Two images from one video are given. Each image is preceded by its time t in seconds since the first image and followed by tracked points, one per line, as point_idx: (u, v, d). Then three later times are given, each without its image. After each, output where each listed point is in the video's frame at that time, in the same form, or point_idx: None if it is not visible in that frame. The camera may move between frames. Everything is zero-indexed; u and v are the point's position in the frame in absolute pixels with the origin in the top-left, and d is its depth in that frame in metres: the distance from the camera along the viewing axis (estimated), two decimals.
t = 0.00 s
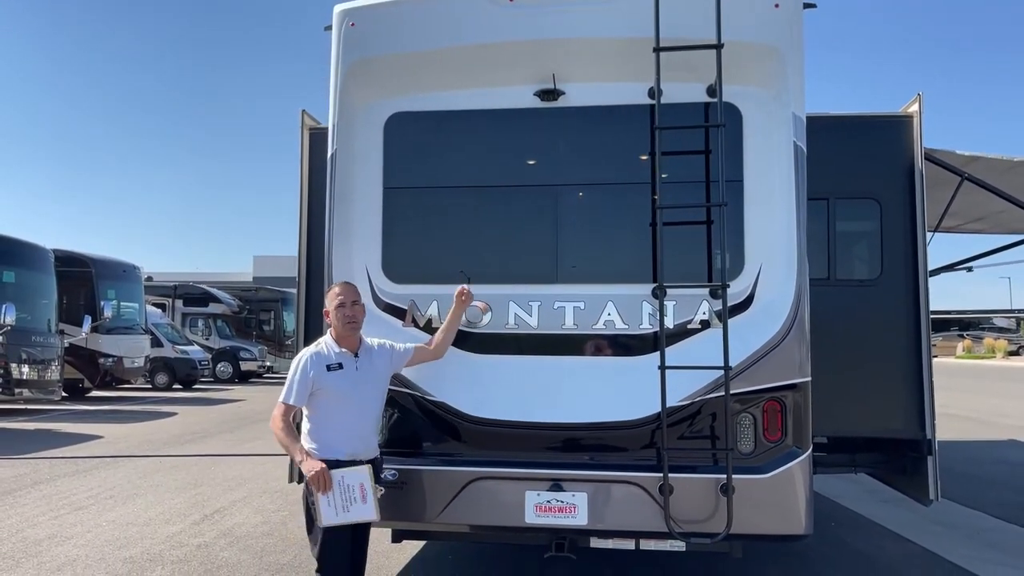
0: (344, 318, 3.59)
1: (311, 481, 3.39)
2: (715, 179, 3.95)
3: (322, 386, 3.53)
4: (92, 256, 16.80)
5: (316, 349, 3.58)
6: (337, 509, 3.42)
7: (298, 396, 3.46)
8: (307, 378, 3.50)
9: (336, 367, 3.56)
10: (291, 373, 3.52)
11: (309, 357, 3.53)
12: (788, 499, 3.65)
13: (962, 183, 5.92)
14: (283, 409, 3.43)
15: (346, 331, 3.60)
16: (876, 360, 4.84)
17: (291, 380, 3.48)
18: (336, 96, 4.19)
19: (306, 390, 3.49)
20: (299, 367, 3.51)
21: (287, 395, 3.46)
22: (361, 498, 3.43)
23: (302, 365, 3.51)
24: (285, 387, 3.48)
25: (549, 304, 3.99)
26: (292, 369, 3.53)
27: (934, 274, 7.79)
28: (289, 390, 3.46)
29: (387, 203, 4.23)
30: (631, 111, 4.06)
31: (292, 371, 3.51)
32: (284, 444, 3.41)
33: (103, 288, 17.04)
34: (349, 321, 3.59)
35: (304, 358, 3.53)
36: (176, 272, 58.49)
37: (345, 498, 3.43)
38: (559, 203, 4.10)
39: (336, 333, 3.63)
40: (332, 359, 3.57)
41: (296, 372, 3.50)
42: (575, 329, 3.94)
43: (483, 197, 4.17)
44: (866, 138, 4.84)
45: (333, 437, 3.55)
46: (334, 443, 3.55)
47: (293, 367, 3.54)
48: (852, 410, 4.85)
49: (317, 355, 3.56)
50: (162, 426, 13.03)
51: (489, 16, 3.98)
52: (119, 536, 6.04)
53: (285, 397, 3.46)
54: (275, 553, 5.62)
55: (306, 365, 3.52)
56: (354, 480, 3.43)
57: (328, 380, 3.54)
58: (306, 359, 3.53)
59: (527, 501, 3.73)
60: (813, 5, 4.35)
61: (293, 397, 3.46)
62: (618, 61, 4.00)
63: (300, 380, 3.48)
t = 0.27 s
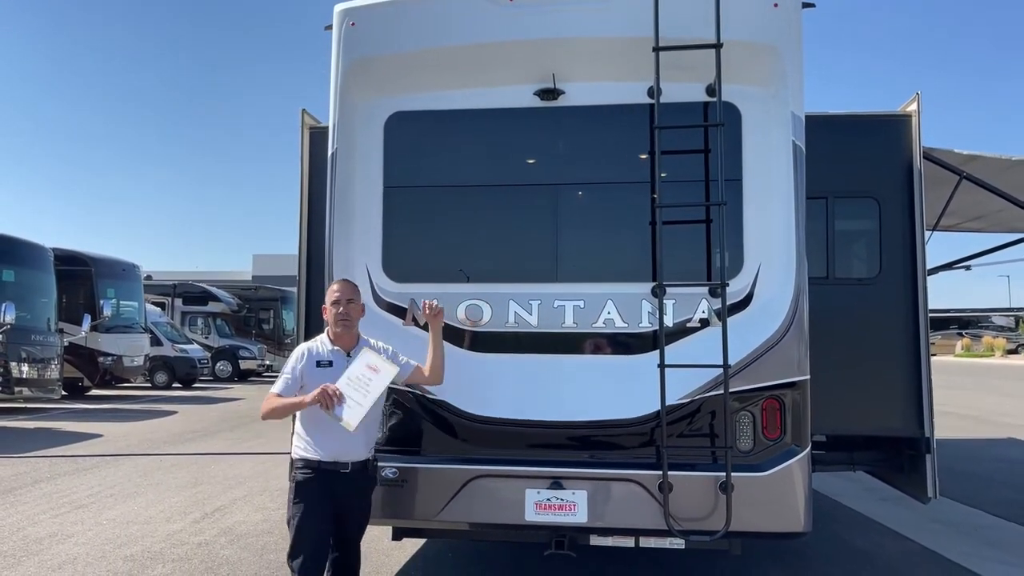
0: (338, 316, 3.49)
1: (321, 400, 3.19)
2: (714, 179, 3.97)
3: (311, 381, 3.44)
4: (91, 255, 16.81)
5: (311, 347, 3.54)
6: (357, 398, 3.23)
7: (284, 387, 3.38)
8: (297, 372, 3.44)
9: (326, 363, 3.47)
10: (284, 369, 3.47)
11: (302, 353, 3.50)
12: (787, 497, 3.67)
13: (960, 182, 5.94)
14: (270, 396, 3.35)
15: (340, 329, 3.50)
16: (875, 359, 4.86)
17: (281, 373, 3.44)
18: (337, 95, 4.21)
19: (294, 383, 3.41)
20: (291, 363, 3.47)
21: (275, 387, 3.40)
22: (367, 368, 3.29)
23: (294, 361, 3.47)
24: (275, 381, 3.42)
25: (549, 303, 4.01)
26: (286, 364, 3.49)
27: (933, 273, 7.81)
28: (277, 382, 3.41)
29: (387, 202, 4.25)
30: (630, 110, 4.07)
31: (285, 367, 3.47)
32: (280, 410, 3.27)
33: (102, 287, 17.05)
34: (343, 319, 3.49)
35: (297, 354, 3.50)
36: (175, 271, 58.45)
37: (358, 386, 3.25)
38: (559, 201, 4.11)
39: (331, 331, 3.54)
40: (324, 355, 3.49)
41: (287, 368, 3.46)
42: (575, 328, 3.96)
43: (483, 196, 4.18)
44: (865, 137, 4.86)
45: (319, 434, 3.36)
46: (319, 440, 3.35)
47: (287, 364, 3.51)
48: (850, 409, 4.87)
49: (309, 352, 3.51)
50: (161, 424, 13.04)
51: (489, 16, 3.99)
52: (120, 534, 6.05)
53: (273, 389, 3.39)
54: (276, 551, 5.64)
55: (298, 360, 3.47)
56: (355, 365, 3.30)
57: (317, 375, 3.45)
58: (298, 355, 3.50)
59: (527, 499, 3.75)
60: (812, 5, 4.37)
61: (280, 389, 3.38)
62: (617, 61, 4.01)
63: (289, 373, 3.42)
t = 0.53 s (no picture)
0: (333, 315, 3.37)
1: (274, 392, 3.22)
2: (712, 176, 3.98)
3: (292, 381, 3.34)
4: (89, 252, 16.79)
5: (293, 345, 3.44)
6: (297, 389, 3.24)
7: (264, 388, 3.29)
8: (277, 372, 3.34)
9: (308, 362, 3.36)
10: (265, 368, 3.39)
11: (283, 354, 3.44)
12: (785, 494, 3.69)
13: (958, 180, 5.95)
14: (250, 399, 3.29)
15: (333, 327, 3.39)
16: (872, 356, 4.87)
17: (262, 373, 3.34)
18: (336, 92, 4.21)
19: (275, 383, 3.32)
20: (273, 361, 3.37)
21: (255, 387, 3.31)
22: (307, 349, 3.28)
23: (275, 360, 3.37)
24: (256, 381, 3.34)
25: (547, 301, 4.02)
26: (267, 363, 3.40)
27: (931, 271, 7.84)
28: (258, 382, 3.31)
29: (386, 200, 4.25)
30: (629, 108, 4.08)
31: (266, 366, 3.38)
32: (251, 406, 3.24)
33: (101, 284, 17.03)
34: (338, 320, 3.38)
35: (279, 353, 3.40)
36: (173, 269, 58.35)
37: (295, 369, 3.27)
38: (557, 199, 4.12)
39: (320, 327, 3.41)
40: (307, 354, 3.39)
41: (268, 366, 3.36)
42: (573, 325, 3.97)
43: (481, 194, 4.19)
44: (862, 134, 4.88)
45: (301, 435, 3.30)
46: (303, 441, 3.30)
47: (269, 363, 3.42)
48: (847, 406, 4.88)
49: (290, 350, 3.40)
50: (160, 422, 13.04)
51: (488, 14, 4.00)
52: (119, 532, 6.06)
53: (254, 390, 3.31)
54: (275, 548, 5.65)
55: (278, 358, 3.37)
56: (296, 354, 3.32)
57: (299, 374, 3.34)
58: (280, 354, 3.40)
59: (526, 496, 3.76)
60: (810, 3, 4.38)
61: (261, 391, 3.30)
62: (616, 59, 4.02)
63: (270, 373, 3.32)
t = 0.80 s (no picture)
0: (331, 315, 3.24)
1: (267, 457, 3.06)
2: (710, 175, 3.99)
3: (281, 385, 3.19)
4: (86, 251, 16.76)
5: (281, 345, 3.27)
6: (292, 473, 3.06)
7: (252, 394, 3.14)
8: (265, 376, 3.18)
9: (298, 365, 3.21)
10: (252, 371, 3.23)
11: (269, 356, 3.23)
12: (783, 492, 3.70)
13: (955, 179, 5.97)
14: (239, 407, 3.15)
15: (327, 327, 3.26)
16: (869, 355, 4.89)
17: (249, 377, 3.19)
18: (335, 91, 4.22)
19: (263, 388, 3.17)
20: (260, 364, 3.21)
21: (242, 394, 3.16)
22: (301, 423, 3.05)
23: (263, 362, 3.21)
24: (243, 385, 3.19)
25: (545, 299, 4.02)
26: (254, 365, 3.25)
27: (927, 269, 7.86)
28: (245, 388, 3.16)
29: (385, 199, 4.25)
30: (627, 107, 4.08)
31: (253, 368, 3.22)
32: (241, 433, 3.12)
33: (98, 283, 17.00)
34: (335, 320, 3.26)
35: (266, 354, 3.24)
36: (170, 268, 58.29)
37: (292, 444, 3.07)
38: (555, 198, 4.13)
39: (312, 328, 3.25)
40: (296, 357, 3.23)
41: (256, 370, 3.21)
42: (571, 324, 3.97)
43: (480, 193, 4.19)
44: (860, 133, 4.88)
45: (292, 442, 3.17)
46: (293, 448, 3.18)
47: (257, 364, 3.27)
48: (844, 404, 4.90)
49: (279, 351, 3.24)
50: (158, 421, 13.03)
51: (487, 13, 4.00)
52: (117, 531, 6.05)
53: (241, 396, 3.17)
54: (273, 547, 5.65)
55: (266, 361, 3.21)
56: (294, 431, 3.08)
57: (288, 378, 3.19)
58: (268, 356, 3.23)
59: (524, 494, 3.77)
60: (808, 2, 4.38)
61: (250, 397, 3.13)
62: (615, 58, 4.02)
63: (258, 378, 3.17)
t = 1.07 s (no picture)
0: (334, 317, 3.15)
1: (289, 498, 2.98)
2: (707, 175, 4.00)
3: (285, 391, 3.07)
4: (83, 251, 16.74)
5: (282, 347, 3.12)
6: (317, 524, 3.02)
7: (258, 402, 2.99)
8: (270, 381, 3.03)
9: (303, 371, 3.09)
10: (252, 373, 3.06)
11: (271, 360, 3.06)
12: (779, 491, 3.71)
13: (951, 179, 5.98)
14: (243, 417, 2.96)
15: (331, 330, 3.16)
16: (866, 354, 4.90)
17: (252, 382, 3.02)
18: (332, 91, 4.22)
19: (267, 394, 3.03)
20: (262, 367, 3.04)
21: (245, 400, 2.99)
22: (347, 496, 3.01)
23: (267, 366, 3.05)
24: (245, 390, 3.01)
25: (542, 299, 4.03)
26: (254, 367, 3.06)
27: (923, 269, 7.88)
28: (248, 394, 2.99)
29: (382, 199, 4.25)
30: (624, 107, 4.09)
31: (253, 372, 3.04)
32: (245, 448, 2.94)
33: (94, 283, 16.98)
34: (338, 321, 3.17)
35: (269, 357, 3.07)
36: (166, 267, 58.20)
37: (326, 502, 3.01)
38: (553, 198, 4.13)
39: (314, 331, 3.14)
40: (300, 362, 3.10)
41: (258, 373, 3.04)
42: (568, 324, 3.98)
43: (478, 193, 4.19)
44: (857, 133, 4.90)
45: (294, 448, 3.10)
46: (296, 454, 3.10)
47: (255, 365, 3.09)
48: (841, 405, 4.93)
49: (282, 354, 3.09)
50: (154, 421, 13.02)
51: (484, 13, 4.00)
52: (114, 530, 6.05)
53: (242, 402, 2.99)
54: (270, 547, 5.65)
55: (270, 365, 3.05)
56: (337, 495, 3.01)
57: (294, 384, 3.07)
58: (271, 359, 3.07)
59: (521, 494, 3.78)
60: (804, 2, 4.39)
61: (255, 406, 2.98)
62: (612, 58, 4.02)
63: (262, 383, 3.01)
